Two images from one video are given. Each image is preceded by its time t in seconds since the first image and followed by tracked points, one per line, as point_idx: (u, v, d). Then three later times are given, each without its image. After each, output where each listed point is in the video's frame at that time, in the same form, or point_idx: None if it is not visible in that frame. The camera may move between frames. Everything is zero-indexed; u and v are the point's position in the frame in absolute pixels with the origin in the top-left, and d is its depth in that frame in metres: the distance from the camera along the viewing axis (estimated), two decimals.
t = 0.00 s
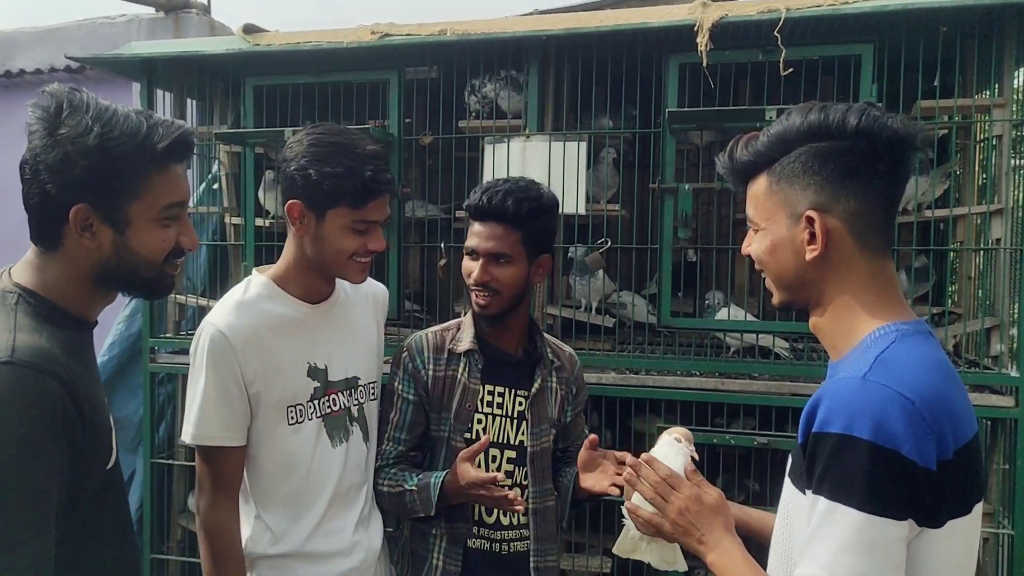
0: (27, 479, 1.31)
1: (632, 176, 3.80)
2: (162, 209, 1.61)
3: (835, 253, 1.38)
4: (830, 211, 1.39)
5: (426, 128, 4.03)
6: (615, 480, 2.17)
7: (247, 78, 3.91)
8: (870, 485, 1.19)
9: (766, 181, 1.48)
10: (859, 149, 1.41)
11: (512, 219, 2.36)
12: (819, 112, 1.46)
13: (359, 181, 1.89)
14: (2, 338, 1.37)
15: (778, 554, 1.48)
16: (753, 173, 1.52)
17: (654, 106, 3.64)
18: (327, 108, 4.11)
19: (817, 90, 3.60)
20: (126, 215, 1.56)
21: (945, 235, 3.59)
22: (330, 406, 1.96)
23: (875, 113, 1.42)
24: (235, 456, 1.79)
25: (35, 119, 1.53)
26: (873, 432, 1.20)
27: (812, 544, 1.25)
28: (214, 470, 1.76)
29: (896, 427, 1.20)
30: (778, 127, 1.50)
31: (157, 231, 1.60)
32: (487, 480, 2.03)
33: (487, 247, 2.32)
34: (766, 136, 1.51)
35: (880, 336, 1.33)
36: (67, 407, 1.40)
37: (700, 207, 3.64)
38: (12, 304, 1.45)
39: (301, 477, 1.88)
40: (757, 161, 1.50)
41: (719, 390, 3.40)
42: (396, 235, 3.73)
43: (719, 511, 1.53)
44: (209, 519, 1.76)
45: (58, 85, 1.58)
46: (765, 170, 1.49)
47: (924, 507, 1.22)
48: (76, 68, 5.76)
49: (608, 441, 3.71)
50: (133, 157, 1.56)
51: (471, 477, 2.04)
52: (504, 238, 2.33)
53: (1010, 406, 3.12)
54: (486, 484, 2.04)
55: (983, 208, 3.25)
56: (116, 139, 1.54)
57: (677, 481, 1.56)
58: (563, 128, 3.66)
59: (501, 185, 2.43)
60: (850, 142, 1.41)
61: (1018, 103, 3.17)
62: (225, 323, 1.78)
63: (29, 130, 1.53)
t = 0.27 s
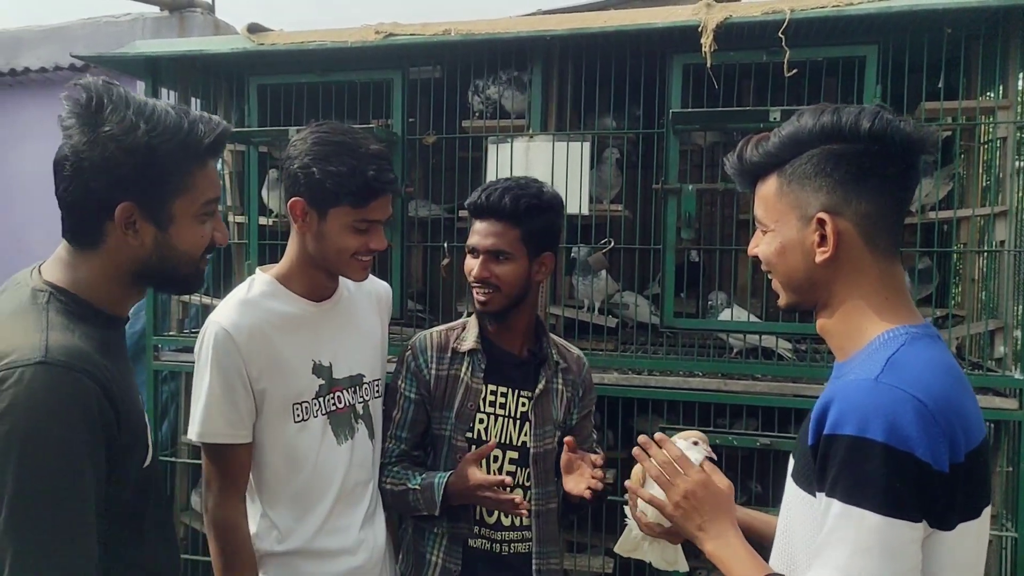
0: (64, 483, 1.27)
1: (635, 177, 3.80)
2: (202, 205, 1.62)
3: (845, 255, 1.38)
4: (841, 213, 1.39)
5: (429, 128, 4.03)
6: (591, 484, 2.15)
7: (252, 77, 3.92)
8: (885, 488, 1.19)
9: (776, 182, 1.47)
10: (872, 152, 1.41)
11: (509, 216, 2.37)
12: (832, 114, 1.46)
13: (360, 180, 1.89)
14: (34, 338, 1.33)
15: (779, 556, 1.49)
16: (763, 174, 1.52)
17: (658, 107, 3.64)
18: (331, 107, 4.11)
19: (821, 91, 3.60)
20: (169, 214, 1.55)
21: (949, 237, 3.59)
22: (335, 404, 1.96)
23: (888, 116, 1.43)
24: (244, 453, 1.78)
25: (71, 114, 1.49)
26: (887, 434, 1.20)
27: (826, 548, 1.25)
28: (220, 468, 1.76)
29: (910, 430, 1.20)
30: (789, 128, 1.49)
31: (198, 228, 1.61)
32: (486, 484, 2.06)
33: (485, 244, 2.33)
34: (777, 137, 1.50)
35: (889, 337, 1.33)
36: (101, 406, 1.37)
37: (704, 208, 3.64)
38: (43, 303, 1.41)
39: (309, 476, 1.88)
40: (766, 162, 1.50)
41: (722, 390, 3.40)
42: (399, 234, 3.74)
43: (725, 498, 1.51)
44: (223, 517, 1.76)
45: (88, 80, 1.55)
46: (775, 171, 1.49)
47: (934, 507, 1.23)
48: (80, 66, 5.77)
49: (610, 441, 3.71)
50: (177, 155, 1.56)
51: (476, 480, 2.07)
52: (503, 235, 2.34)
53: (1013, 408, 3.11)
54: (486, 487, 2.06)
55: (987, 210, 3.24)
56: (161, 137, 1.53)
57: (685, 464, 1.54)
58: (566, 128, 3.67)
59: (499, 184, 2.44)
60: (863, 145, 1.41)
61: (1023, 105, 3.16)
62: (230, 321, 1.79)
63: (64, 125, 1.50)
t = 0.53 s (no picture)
0: (118, 504, 1.21)
1: (635, 177, 3.81)
2: (240, 212, 1.54)
3: (843, 251, 1.38)
4: (839, 210, 1.38)
5: (429, 128, 4.03)
6: (592, 484, 2.14)
7: (251, 78, 3.92)
8: (880, 478, 1.19)
9: (775, 180, 1.47)
10: (869, 149, 1.41)
11: (507, 214, 2.37)
12: (829, 112, 1.46)
13: (363, 181, 1.89)
14: (78, 355, 1.26)
15: (776, 547, 1.48)
16: (761, 173, 1.52)
17: (657, 106, 3.64)
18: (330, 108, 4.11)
19: (820, 90, 3.61)
20: (209, 221, 1.47)
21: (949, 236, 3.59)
22: (338, 404, 1.96)
23: (885, 113, 1.43)
24: (247, 454, 1.77)
25: (112, 119, 1.42)
26: (882, 424, 1.20)
27: (823, 538, 1.24)
28: (225, 469, 1.75)
29: (905, 420, 1.20)
30: (787, 126, 1.49)
31: (234, 236, 1.53)
32: (488, 483, 2.06)
33: (485, 242, 2.33)
34: (776, 135, 1.51)
35: (886, 331, 1.33)
36: (148, 424, 1.31)
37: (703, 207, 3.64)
38: (80, 317, 1.34)
39: (314, 477, 1.87)
40: (765, 161, 1.50)
41: (722, 389, 3.40)
42: (400, 234, 3.75)
43: (730, 491, 1.52)
44: (229, 517, 1.74)
45: (124, 85, 1.47)
46: (773, 169, 1.49)
47: (931, 499, 1.22)
48: (78, 67, 5.75)
49: (610, 441, 3.71)
50: (219, 163, 1.48)
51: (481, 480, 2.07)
52: (503, 233, 2.33)
53: (1012, 406, 3.12)
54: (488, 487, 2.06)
55: (986, 208, 3.25)
56: (205, 144, 1.46)
57: (698, 452, 1.55)
58: (566, 128, 3.68)
59: (497, 183, 2.44)
60: (861, 142, 1.42)
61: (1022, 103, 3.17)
62: (233, 322, 1.78)
63: (103, 130, 1.42)
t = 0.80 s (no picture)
0: (149, 507, 1.17)
1: (635, 177, 3.80)
2: (256, 210, 1.47)
3: (839, 253, 1.38)
4: (833, 211, 1.38)
5: (429, 127, 4.03)
6: (599, 486, 2.15)
7: (252, 75, 3.92)
8: (864, 474, 1.19)
9: (770, 182, 1.47)
10: (862, 149, 1.41)
11: (508, 214, 2.37)
12: (822, 113, 1.46)
13: (369, 181, 1.88)
14: (103, 355, 1.20)
15: (772, 546, 1.47)
16: (756, 175, 1.52)
17: (659, 107, 3.64)
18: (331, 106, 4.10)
19: (822, 92, 3.61)
20: (227, 216, 1.41)
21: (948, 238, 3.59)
22: (338, 403, 1.95)
23: (878, 113, 1.43)
24: (247, 455, 1.76)
25: (131, 112, 1.35)
26: (868, 421, 1.20)
27: (811, 535, 1.24)
28: (227, 470, 1.73)
29: (890, 417, 1.19)
30: (781, 128, 1.49)
31: (252, 233, 1.46)
32: (487, 484, 2.06)
33: (485, 242, 2.33)
34: (769, 137, 1.50)
35: (880, 331, 1.32)
36: (177, 424, 1.26)
37: (704, 208, 3.64)
38: (100, 316, 1.28)
39: (314, 475, 1.87)
40: (759, 163, 1.50)
41: (721, 390, 3.39)
42: (399, 233, 3.75)
43: (726, 490, 1.52)
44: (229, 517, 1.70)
45: (143, 77, 1.41)
46: (768, 171, 1.49)
47: (918, 498, 1.22)
48: (78, 64, 5.74)
49: (610, 441, 3.71)
50: (242, 158, 1.42)
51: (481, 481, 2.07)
52: (503, 233, 2.33)
53: (1011, 408, 3.12)
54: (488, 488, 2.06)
55: (987, 211, 3.25)
56: (227, 139, 1.40)
57: (691, 456, 1.56)
58: (567, 128, 3.68)
59: (499, 182, 2.44)
60: (854, 143, 1.42)
61: None
62: (235, 320, 1.78)
63: (121, 124, 1.35)
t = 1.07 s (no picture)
0: (162, 508, 1.17)
1: (635, 176, 3.80)
2: (265, 211, 1.46)
3: (839, 254, 1.37)
4: (832, 212, 1.38)
5: (428, 126, 4.03)
6: (606, 485, 2.15)
7: (250, 75, 3.91)
8: (870, 475, 1.18)
9: (767, 183, 1.46)
10: (860, 150, 1.40)
11: (510, 213, 2.36)
12: (818, 112, 1.46)
13: (368, 181, 1.88)
14: (115, 356, 1.20)
15: (774, 547, 1.47)
16: (752, 175, 1.51)
17: (658, 105, 3.64)
18: (329, 105, 4.09)
19: (821, 90, 3.61)
20: (237, 215, 1.39)
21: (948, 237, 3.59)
22: (337, 403, 1.94)
23: (875, 112, 1.43)
24: (245, 455, 1.75)
25: (141, 111, 1.34)
26: (873, 422, 1.19)
27: (814, 535, 1.24)
28: (231, 471, 1.73)
29: (895, 417, 1.19)
30: (776, 128, 1.49)
31: (259, 233, 1.45)
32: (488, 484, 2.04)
33: (486, 242, 2.33)
34: (765, 138, 1.50)
35: (881, 330, 1.32)
36: (190, 424, 1.25)
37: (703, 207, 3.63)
38: (110, 317, 1.27)
39: (312, 476, 1.87)
40: (755, 164, 1.49)
41: (720, 390, 3.39)
42: (398, 233, 3.74)
43: (722, 490, 1.51)
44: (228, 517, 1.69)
45: (154, 77, 1.40)
46: (764, 171, 1.48)
47: (923, 497, 1.21)
48: (76, 64, 5.73)
49: (609, 441, 3.70)
50: (252, 158, 1.41)
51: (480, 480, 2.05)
52: (504, 232, 2.33)
53: (1012, 407, 3.11)
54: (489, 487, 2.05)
55: (987, 209, 3.25)
56: (239, 139, 1.39)
57: (683, 458, 1.55)
58: (566, 127, 3.67)
59: (499, 181, 2.43)
60: (852, 143, 1.41)
61: None
62: (233, 320, 1.78)
63: (131, 123, 1.34)
